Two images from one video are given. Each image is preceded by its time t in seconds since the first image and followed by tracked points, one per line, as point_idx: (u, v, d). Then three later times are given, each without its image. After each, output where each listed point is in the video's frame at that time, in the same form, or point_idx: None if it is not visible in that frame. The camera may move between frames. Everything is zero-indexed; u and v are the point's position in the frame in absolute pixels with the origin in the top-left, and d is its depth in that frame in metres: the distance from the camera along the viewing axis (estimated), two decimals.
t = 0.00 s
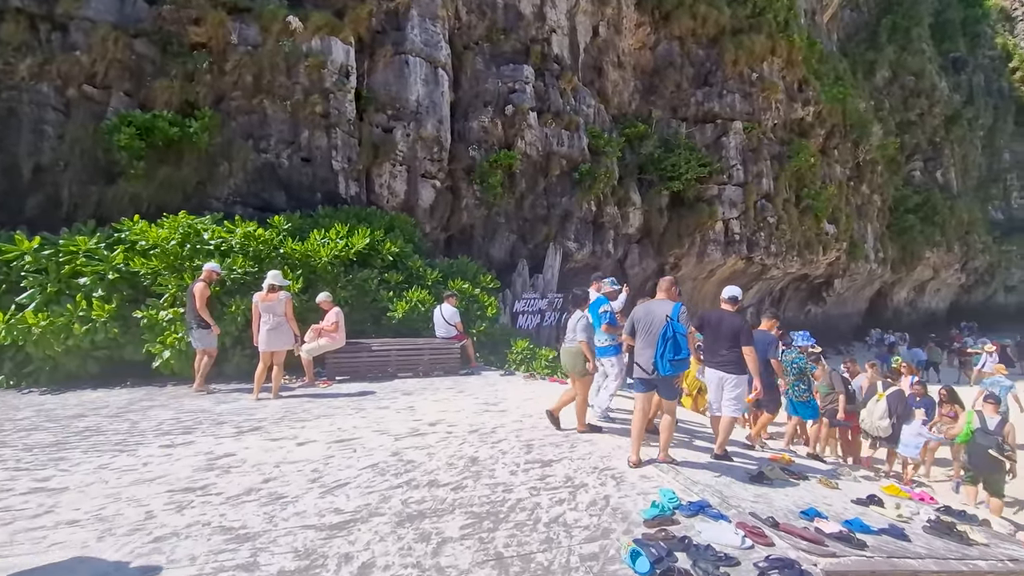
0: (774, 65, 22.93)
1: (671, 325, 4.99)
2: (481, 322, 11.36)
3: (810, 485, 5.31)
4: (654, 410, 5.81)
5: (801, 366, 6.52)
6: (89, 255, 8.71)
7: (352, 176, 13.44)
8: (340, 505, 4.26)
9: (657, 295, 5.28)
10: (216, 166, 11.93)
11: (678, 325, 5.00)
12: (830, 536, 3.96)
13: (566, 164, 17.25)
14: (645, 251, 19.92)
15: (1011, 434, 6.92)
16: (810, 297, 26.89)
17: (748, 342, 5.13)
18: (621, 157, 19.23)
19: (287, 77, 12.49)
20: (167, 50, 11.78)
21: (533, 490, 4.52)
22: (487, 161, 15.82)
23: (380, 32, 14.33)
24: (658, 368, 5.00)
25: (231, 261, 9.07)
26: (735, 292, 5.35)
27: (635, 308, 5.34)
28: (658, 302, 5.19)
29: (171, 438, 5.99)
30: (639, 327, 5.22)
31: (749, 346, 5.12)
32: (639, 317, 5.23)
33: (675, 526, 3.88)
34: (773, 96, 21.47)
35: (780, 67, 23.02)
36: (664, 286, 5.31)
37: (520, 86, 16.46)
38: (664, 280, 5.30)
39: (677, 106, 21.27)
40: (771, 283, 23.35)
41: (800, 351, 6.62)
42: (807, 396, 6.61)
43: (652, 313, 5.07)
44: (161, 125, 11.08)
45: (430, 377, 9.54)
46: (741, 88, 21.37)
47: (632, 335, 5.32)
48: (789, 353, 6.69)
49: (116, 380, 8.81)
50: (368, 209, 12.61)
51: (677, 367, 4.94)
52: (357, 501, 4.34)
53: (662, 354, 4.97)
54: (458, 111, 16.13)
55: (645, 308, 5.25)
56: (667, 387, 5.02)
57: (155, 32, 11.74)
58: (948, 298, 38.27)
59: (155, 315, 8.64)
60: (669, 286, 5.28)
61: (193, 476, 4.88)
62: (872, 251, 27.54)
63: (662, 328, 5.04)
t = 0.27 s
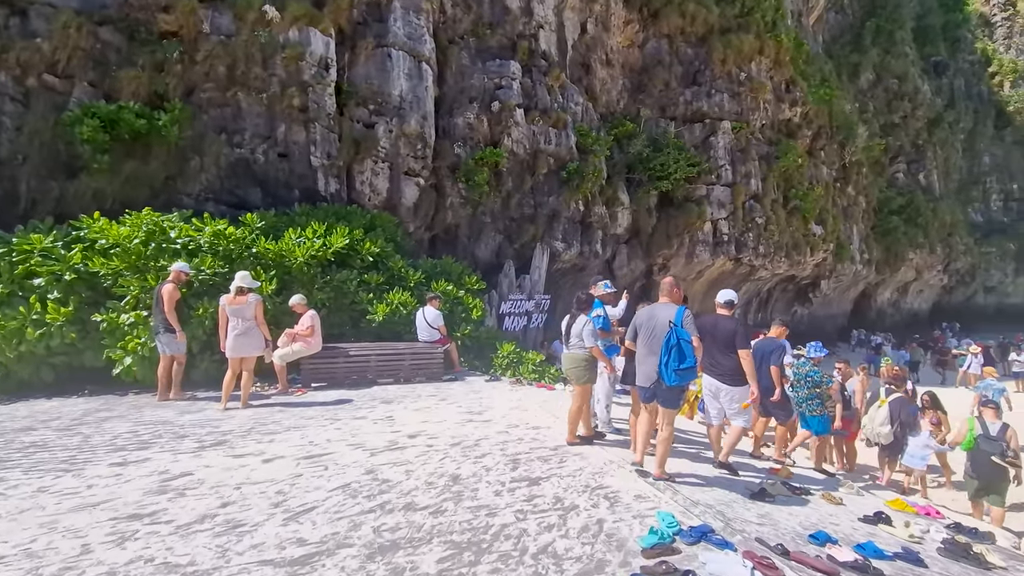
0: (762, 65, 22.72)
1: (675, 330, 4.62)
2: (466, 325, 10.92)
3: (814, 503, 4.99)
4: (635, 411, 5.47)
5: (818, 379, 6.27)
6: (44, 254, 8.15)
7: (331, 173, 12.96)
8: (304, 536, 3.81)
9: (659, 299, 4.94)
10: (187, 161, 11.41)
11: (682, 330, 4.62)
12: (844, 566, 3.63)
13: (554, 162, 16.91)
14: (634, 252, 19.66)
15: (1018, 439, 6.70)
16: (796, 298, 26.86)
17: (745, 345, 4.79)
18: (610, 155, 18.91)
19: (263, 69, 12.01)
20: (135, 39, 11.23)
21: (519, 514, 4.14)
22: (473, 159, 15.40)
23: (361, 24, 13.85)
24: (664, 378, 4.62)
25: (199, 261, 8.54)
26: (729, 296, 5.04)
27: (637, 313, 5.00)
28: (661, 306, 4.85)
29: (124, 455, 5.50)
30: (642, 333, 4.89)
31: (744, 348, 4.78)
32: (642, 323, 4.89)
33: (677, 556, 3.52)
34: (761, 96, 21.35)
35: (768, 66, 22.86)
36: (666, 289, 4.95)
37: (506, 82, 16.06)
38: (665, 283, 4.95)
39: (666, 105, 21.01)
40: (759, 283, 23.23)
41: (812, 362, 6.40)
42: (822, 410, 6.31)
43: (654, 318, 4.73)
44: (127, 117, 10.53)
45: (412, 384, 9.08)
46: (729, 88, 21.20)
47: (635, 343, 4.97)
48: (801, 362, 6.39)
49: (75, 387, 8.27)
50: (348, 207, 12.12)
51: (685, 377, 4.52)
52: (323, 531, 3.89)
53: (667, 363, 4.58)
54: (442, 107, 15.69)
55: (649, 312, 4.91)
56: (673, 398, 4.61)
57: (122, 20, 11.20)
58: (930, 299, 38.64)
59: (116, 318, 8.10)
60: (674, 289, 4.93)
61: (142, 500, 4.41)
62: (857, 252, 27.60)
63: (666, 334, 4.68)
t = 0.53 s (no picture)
0: (743, 67, 22.43)
1: (675, 335, 4.47)
2: (445, 325, 10.48)
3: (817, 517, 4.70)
4: (632, 417, 5.26)
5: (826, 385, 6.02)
6: None
7: (303, 166, 12.43)
8: (258, 567, 3.36)
9: (653, 301, 4.75)
10: (148, 151, 10.81)
11: (682, 335, 4.49)
12: None
13: (535, 159, 16.54)
14: (616, 251, 19.43)
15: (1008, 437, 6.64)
16: (775, 298, 26.98)
17: (746, 346, 4.68)
18: (592, 153, 18.60)
19: (230, 56, 11.47)
20: (90, 20, 10.60)
21: (502, 536, 3.76)
22: (452, 154, 14.93)
23: (335, 11, 13.30)
24: (669, 386, 4.51)
25: (156, 257, 7.94)
26: (726, 295, 4.90)
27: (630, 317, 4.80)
28: (656, 309, 4.68)
29: (62, 471, 4.97)
30: (637, 337, 4.70)
31: (750, 350, 4.68)
32: (636, 327, 4.70)
33: None
34: (742, 96, 21.36)
35: (749, 66, 22.82)
36: (658, 292, 4.78)
37: (487, 76, 15.64)
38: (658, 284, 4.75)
39: (648, 103, 20.79)
40: (740, 283, 23.24)
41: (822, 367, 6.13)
42: (824, 414, 6.11)
43: (648, 323, 4.57)
44: (81, 103, 9.87)
45: (388, 388, 8.60)
46: (711, 87, 21.12)
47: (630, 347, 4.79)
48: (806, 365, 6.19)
49: (17, 393, 7.62)
50: (321, 202, 11.58)
51: (690, 383, 4.46)
52: (281, 560, 3.44)
53: (673, 371, 4.45)
54: (421, 101, 15.22)
55: (642, 315, 4.76)
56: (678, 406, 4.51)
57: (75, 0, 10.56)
58: (902, 298, 39.41)
59: (63, 319, 7.47)
60: (665, 290, 4.76)
61: (75, 525, 3.92)
62: (834, 253, 27.86)
63: (664, 339, 4.53)
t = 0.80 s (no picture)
0: (721, 67, 22.36)
1: (670, 344, 4.51)
2: (421, 326, 10.04)
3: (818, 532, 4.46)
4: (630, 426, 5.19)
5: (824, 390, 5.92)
6: None
7: (270, 159, 11.87)
8: None
9: (645, 310, 4.77)
10: (100, 140, 10.18)
11: (677, 343, 4.53)
12: None
13: (514, 155, 16.17)
14: (595, 250, 19.21)
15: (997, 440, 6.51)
16: (751, 298, 27.18)
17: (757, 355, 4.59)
18: (571, 151, 18.30)
19: (190, 39, 10.92)
20: None
21: (486, 566, 3.37)
22: (429, 149, 14.46)
23: None
24: (669, 395, 4.57)
25: (106, 253, 7.33)
26: (735, 299, 4.73)
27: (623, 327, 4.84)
28: (649, 318, 4.72)
29: None
30: (633, 347, 4.73)
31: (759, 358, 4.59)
32: (630, 337, 4.74)
33: None
34: (720, 96, 21.40)
35: (728, 66, 22.81)
36: (650, 300, 4.79)
37: (465, 69, 15.21)
38: (649, 292, 4.76)
39: (628, 101, 20.60)
40: (718, 283, 23.30)
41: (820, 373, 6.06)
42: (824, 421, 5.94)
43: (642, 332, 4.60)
44: (24, 86, 9.16)
45: (359, 395, 8.09)
46: (690, 87, 21.08)
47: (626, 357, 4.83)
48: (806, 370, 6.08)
49: None
50: (290, 196, 11.00)
51: (689, 390, 4.54)
52: None
53: (672, 380, 4.51)
54: (396, 93, 14.71)
55: (636, 323, 4.79)
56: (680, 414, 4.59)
57: None
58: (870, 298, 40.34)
59: None
60: (657, 297, 4.77)
61: None
62: (807, 253, 28.23)
63: (660, 349, 4.57)
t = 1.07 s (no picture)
0: (698, 67, 22.41)
1: (666, 354, 4.32)
2: (396, 330, 9.60)
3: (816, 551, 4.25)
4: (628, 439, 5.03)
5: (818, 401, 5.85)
6: None
7: (236, 154, 11.33)
8: None
9: (641, 318, 4.59)
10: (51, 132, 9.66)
11: (675, 354, 4.33)
12: None
13: (492, 153, 15.81)
14: (574, 250, 19.01)
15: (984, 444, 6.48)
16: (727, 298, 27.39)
17: (762, 370, 4.56)
18: (550, 150, 18.02)
19: (149, 26, 10.33)
20: None
21: None
22: (404, 146, 14.00)
23: None
24: (664, 408, 4.34)
25: (50, 253, 6.77)
26: (745, 310, 4.76)
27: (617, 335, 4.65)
28: (644, 326, 4.52)
29: None
30: (627, 357, 4.49)
31: (765, 376, 4.59)
32: (624, 346, 4.49)
33: None
34: (697, 97, 21.45)
35: (705, 67, 22.82)
36: (646, 308, 4.62)
37: (442, 64, 14.78)
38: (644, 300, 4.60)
39: (607, 100, 20.42)
40: (695, 283, 23.37)
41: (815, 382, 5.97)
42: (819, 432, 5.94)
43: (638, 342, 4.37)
44: None
45: (329, 405, 7.66)
46: (668, 87, 21.03)
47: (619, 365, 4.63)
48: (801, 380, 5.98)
49: None
50: (256, 193, 10.44)
51: (685, 403, 4.33)
52: None
53: (667, 393, 4.27)
54: (370, 87, 14.21)
55: (628, 332, 4.55)
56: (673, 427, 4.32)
57: None
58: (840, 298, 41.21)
59: None
60: (654, 305, 4.60)
61: None
62: (781, 254, 28.59)
63: (656, 359, 4.38)
